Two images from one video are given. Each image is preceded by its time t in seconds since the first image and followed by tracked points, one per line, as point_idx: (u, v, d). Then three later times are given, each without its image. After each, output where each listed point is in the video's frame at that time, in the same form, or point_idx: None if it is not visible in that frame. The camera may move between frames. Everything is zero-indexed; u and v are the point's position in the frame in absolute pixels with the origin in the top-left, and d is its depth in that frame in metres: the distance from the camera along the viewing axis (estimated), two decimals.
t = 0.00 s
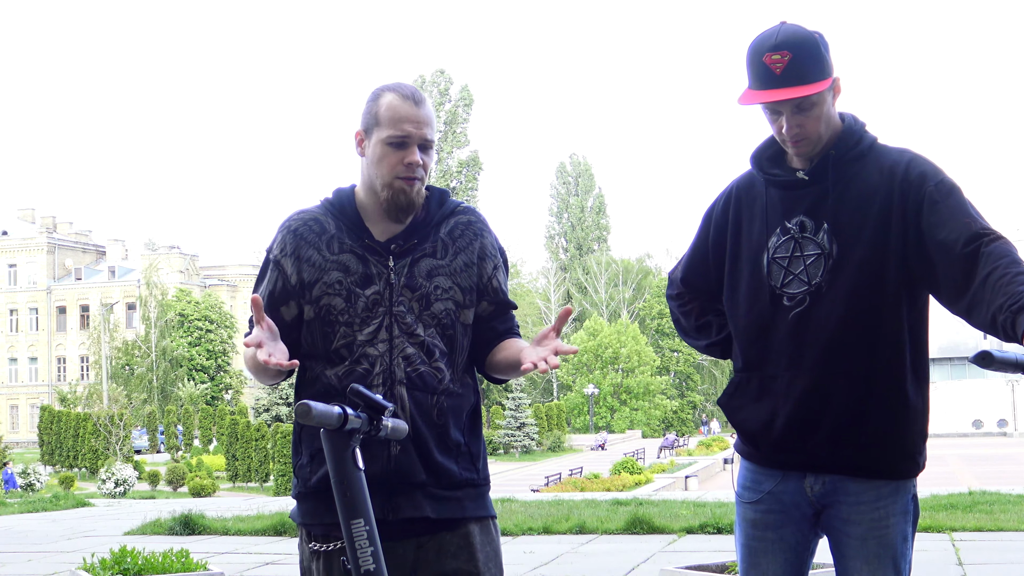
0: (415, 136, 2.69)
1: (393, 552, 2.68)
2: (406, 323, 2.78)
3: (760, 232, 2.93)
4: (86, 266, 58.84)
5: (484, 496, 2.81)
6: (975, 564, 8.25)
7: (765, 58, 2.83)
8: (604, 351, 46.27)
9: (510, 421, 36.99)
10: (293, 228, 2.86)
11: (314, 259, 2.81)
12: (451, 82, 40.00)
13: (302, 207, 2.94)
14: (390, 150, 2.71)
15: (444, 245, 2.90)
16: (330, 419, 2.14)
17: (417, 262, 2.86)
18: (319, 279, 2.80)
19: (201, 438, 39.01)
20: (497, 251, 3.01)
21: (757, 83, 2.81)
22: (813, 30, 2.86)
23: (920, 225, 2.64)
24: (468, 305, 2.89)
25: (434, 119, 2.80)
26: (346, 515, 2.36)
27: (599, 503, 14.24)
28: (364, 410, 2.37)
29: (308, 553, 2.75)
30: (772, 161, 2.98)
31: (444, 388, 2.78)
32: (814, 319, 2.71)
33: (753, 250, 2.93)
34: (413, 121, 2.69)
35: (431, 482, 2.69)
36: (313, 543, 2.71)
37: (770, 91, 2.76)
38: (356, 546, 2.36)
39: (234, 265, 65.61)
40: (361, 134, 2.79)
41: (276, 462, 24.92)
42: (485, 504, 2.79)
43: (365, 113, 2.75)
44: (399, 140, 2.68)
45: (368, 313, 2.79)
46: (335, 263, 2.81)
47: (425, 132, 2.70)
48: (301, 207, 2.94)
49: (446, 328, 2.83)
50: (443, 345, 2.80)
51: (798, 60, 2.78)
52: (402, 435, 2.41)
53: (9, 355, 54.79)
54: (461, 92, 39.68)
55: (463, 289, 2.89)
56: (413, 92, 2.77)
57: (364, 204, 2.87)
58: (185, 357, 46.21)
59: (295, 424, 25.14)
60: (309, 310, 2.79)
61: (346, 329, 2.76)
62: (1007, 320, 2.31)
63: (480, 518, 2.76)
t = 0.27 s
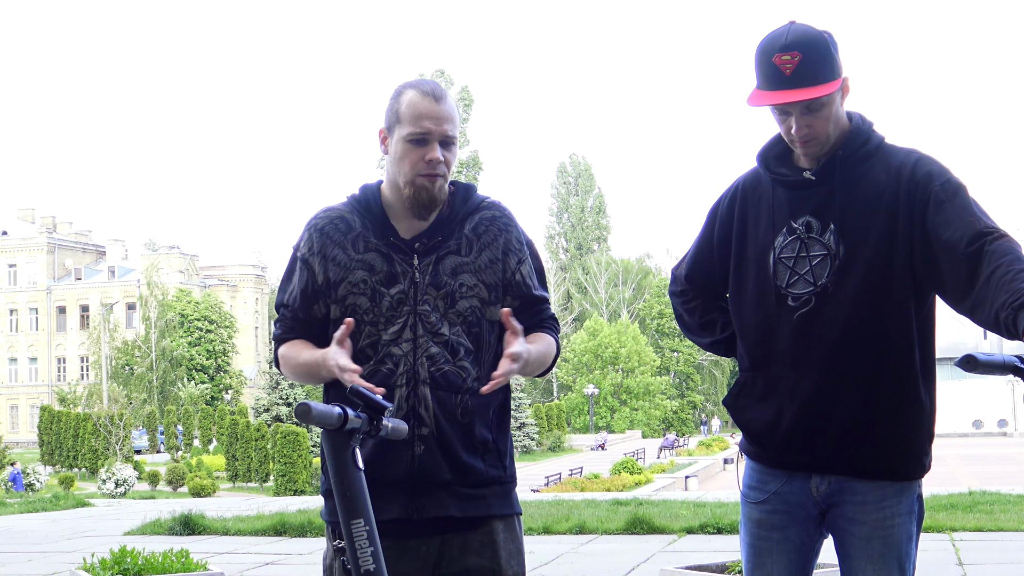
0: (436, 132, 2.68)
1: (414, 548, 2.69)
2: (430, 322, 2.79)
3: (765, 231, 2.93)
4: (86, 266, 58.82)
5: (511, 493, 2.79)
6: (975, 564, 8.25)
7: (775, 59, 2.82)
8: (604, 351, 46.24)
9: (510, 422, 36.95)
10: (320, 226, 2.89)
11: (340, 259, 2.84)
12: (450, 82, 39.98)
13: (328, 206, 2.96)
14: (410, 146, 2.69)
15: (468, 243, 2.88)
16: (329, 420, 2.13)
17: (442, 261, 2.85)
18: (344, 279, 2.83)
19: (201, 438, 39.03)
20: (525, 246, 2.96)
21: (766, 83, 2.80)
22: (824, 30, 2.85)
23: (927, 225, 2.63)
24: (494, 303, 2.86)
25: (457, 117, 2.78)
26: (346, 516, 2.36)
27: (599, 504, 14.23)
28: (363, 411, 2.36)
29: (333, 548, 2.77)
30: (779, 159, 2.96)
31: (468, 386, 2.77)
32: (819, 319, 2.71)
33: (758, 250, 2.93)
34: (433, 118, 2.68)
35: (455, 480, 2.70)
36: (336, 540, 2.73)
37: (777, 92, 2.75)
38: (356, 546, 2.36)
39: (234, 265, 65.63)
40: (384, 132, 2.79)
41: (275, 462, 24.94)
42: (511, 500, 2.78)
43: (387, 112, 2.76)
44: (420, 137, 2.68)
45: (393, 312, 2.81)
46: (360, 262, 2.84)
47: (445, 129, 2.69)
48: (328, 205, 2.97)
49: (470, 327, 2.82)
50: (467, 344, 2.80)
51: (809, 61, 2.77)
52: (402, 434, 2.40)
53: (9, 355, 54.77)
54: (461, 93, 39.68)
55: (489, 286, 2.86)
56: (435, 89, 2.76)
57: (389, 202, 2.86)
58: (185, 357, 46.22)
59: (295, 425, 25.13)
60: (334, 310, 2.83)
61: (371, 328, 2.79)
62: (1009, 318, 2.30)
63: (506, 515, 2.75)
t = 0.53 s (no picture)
0: (417, 138, 2.62)
1: (417, 547, 2.70)
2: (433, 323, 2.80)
3: (767, 232, 2.93)
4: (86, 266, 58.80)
5: (519, 493, 2.78)
6: (975, 564, 8.24)
7: (776, 59, 2.82)
8: (604, 351, 46.22)
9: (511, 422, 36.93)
10: (330, 225, 2.91)
11: (346, 259, 2.85)
12: (450, 82, 40.01)
13: (339, 204, 2.98)
14: (397, 148, 2.67)
15: (473, 244, 2.85)
16: (330, 419, 2.14)
17: (445, 262, 2.84)
18: (349, 279, 2.85)
19: (201, 438, 39.05)
20: (530, 246, 2.90)
21: (767, 85, 2.80)
22: (826, 31, 2.85)
23: (929, 227, 2.63)
24: (498, 304, 2.84)
25: (456, 116, 2.72)
26: (346, 514, 2.37)
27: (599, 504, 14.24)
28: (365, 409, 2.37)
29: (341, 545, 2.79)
30: (779, 160, 2.96)
31: (471, 388, 2.75)
32: (820, 320, 2.71)
33: (759, 252, 2.93)
34: (414, 126, 2.62)
35: (459, 482, 2.70)
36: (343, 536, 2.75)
37: (777, 93, 2.76)
38: (356, 545, 2.36)
39: (234, 265, 65.68)
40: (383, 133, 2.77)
41: (275, 462, 24.95)
42: (518, 501, 2.76)
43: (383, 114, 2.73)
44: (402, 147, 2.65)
45: (396, 312, 2.83)
46: (365, 262, 2.85)
47: (429, 133, 2.62)
48: (339, 204, 2.98)
49: (472, 328, 2.81)
50: (472, 345, 2.79)
51: (811, 61, 2.77)
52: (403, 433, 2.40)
53: (9, 355, 54.76)
54: (461, 93, 39.70)
55: (492, 288, 2.83)
56: (427, 87, 2.68)
57: (392, 202, 2.85)
58: (185, 357, 46.22)
59: (295, 425, 25.15)
60: (342, 309, 2.86)
61: (374, 328, 2.82)
62: (1010, 319, 2.31)
63: (512, 516, 2.74)
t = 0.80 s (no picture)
0: (388, 139, 2.63)
1: (398, 548, 2.70)
2: (412, 322, 2.80)
3: (766, 233, 2.94)
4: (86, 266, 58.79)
5: (500, 494, 2.77)
6: (975, 564, 8.25)
7: (778, 58, 2.82)
8: (604, 351, 46.20)
9: (510, 421, 36.98)
10: (310, 231, 2.93)
11: (326, 262, 2.87)
12: (450, 82, 40.03)
13: (319, 209, 2.99)
14: (371, 151, 2.68)
15: (452, 243, 2.85)
16: (329, 420, 2.14)
17: (424, 262, 2.84)
18: (328, 282, 2.86)
19: (201, 438, 39.07)
20: (510, 243, 2.89)
21: (767, 84, 2.81)
22: (825, 30, 2.85)
23: (930, 227, 2.65)
24: (479, 302, 2.83)
25: (429, 114, 2.71)
26: (345, 515, 2.37)
27: (599, 503, 14.24)
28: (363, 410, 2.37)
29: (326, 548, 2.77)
30: (778, 161, 2.97)
31: (450, 388, 2.75)
32: (820, 320, 2.72)
33: (758, 252, 2.94)
34: (386, 126, 2.62)
35: (438, 482, 2.70)
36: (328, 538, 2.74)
37: (779, 92, 2.76)
38: (356, 546, 2.37)
39: (234, 265, 65.70)
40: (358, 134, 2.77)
41: (275, 462, 24.96)
42: (499, 501, 2.76)
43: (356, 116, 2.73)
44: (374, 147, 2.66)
45: (376, 314, 2.82)
46: (344, 265, 2.86)
47: (401, 133, 2.62)
48: (319, 208, 2.99)
49: (452, 328, 2.80)
50: (451, 345, 2.78)
51: (814, 59, 2.78)
52: (401, 434, 2.42)
53: (9, 355, 54.75)
54: (461, 92, 39.74)
55: (471, 287, 2.82)
56: (399, 85, 2.68)
57: (371, 203, 2.85)
58: (185, 357, 46.26)
59: (295, 425, 25.16)
60: (322, 313, 2.88)
61: (353, 330, 2.82)
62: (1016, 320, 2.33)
63: (492, 517, 2.74)
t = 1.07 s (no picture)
0: (359, 138, 2.62)
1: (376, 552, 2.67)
2: (384, 324, 2.77)
3: (767, 233, 2.92)
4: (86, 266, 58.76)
5: (470, 495, 2.77)
6: (975, 564, 8.24)
7: (782, 56, 2.81)
8: (605, 351, 46.16)
9: (510, 421, 37.01)
10: (278, 233, 2.88)
11: (295, 264, 2.83)
12: (450, 81, 39.99)
13: (286, 212, 2.95)
14: (341, 150, 2.66)
15: (423, 244, 2.84)
16: (329, 419, 2.13)
17: (396, 263, 2.82)
18: (299, 284, 2.82)
19: (201, 438, 39.07)
20: (478, 245, 2.90)
21: (770, 84, 2.80)
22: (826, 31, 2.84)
23: (930, 228, 2.64)
24: (449, 303, 2.82)
25: (397, 116, 2.72)
26: (346, 515, 2.36)
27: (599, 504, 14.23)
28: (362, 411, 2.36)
29: (295, 553, 2.74)
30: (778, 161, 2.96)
31: (422, 390, 2.74)
32: (824, 318, 2.71)
33: (759, 251, 2.93)
34: (357, 124, 2.62)
35: (412, 483, 2.67)
36: (300, 544, 2.70)
37: (782, 91, 2.75)
38: (356, 545, 2.36)
39: (234, 265, 65.68)
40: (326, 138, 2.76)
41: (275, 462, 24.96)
42: (470, 503, 2.76)
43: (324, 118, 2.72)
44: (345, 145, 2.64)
45: (347, 315, 2.79)
46: (315, 266, 2.82)
47: (372, 133, 2.62)
48: (286, 211, 2.95)
49: (424, 329, 2.78)
50: (423, 345, 2.76)
51: (817, 57, 2.77)
52: (401, 434, 2.41)
53: (9, 355, 54.73)
54: (461, 92, 39.66)
55: (442, 288, 2.82)
56: (370, 88, 2.68)
57: (340, 204, 2.83)
58: (185, 357, 46.24)
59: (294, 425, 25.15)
60: (291, 315, 2.83)
61: (325, 331, 2.78)
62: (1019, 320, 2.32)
63: (464, 519, 2.73)
